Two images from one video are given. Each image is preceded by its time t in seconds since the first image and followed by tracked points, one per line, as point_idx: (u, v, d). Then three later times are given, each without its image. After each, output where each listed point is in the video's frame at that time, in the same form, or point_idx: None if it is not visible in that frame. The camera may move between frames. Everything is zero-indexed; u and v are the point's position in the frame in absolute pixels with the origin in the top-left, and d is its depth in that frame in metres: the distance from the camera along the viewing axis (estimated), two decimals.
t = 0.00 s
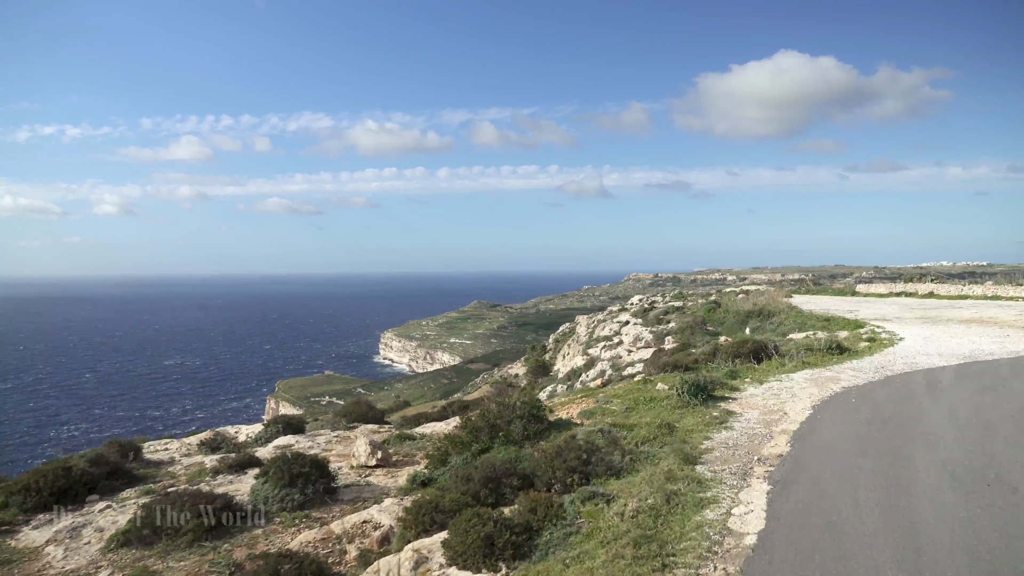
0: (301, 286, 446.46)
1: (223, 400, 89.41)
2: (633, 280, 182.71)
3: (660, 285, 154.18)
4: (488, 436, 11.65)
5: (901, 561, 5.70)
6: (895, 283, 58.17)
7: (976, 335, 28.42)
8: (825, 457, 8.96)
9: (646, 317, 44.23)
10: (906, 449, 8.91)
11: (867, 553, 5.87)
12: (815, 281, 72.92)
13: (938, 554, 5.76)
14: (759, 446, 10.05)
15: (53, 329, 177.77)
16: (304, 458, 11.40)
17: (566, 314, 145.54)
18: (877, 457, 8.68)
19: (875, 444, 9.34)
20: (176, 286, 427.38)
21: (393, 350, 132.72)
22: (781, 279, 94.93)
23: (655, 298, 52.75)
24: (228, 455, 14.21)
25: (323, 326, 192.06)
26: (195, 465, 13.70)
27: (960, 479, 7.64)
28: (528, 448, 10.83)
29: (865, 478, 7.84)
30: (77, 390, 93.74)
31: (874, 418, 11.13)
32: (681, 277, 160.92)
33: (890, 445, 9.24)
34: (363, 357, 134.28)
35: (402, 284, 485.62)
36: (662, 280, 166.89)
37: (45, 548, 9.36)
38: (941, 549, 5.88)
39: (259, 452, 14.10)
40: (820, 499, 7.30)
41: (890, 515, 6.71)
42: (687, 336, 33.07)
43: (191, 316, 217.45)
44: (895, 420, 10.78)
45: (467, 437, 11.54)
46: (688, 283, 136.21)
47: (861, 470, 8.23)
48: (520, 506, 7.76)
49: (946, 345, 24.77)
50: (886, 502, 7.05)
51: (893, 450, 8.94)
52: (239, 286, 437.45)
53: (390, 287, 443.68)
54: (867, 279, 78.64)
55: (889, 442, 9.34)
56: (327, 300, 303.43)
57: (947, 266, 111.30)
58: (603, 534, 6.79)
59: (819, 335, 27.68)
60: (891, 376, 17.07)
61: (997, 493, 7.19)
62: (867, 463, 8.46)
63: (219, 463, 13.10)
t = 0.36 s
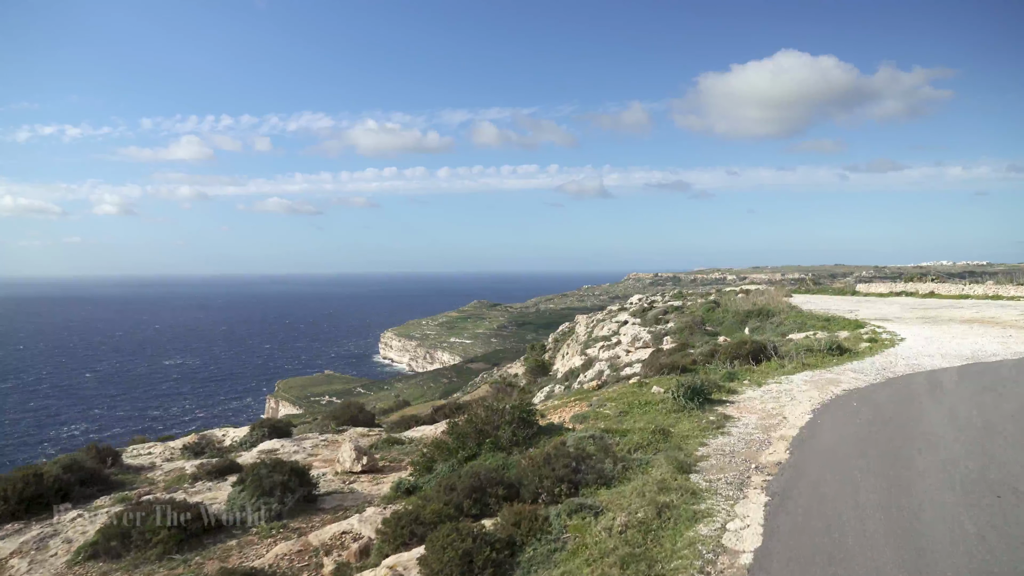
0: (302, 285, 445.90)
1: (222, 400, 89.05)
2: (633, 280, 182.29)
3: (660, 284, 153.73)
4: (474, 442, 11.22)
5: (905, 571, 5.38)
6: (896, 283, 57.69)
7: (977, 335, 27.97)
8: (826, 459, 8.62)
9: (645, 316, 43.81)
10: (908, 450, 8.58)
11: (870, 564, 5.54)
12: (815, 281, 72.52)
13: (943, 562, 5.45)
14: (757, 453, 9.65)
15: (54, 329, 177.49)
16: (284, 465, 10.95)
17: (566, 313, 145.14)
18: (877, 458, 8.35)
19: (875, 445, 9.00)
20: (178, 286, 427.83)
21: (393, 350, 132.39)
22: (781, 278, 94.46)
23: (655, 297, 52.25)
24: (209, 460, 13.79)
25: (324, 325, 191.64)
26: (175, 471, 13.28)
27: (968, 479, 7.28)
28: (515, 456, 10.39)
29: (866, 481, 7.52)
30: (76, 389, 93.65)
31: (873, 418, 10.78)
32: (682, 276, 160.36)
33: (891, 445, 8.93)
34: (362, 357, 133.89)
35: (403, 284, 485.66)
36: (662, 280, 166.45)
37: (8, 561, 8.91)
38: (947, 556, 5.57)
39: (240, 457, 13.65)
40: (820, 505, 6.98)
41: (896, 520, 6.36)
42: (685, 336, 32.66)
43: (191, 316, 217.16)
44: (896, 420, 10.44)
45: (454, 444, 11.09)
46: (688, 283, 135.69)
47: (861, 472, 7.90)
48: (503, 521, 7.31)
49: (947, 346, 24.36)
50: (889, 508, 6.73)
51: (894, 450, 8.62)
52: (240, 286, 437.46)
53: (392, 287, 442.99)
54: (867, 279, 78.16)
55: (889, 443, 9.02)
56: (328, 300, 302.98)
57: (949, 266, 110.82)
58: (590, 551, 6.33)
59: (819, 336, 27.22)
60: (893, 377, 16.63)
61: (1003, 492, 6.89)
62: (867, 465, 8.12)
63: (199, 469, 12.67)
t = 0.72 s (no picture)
0: (302, 285, 444.97)
1: (220, 399, 88.74)
2: (634, 279, 181.95)
3: (661, 284, 153.37)
4: (459, 446, 10.78)
5: None
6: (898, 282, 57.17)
7: (980, 335, 27.53)
8: (831, 478, 8.13)
9: (644, 316, 43.41)
10: (920, 472, 8.08)
11: None
12: (816, 280, 71.99)
13: None
14: (753, 458, 9.21)
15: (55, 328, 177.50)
16: (262, 470, 10.52)
17: (566, 313, 144.76)
18: (890, 481, 7.81)
19: (885, 466, 8.45)
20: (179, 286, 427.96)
21: (393, 350, 132.06)
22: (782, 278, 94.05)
23: (654, 297, 51.80)
24: (189, 464, 13.36)
25: (324, 325, 191.39)
26: (154, 475, 12.87)
27: (988, 510, 6.77)
28: (501, 461, 9.94)
29: (877, 506, 7.01)
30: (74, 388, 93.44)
31: (880, 432, 10.25)
32: (683, 276, 159.94)
33: (901, 465, 8.43)
34: (362, 357, 133.57)
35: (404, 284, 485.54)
36: (663, 279, 166.02)
37: None
38: None
39: (221, 462, 13.22)
40: (825, 528, 6.51)
41: (908, 553, 5.87)
42: (684, 336, 32.25)
43: (193, 315, 217.07)
44: (905, 436, 9.93)
45: (439, 449, 10.66)
46: (689, 283, 135.25)
47: (870, 494, 7.40)
48: (482, 533, 6.87)
49: (950, 346, 23.92)
50: (902, 536, 6.23)
51: (905, 472, 8.12)
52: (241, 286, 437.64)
53: (392, 286, 442.17)
54: (869, 279, 77.64)
55: (899, 463, 8.51)
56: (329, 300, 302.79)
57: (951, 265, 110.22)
58: (573, 569, 5.92)
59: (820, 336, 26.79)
60: (896, 379, 16.14)
61: None
62: (879, 489, 7.59)
63: (177, 473, 12.27)
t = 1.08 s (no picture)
0: (302, 285, 443.99)
1: (219, 399, 88.32)
2: (634, 279, 181.59)
3: (661, 284, 152.84)
4: (445, 453, 10.34)
5: None
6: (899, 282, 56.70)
7: (983, 335, 27.11)
8: (831, 483, 7.71)
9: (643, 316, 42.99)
10: (924, 474, 7.68)
11: None
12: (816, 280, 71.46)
13: None
14: (752, 467, 8.77)
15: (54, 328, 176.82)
16: (240, 478, 10.10)
17: (567, 313, 144.35)
18: (892, 484, 7.41)
19: (888, 468, 8.06)
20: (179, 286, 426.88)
21: (392, 349, 131.72)
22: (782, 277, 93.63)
23: (654, 297, 51.34)
24: (169, 470, 12.92)
25: (324, 325, 190.87)
26: (133, 481, 12.44)
27: (998, 515, 6.38)
28: (488, 469, 9.50)
29: (882, 513, 6.60)
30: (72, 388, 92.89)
31: (881, 433, 9.86)
32: (683, 275, 159.50)
33: (905, 468, 8.03)
34: (361, 356, 133.12)
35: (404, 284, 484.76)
36: (663, 279, 165.61)
37: None
38: None
39: (202, 467, 12.77)
40: (826, 538, 6.10)
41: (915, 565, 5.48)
42: (682, 335, 31.84)
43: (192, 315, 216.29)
44: (907, 437, 9.54)
45: (424, 456, 10.23)
46: (690, 282, 134.82)
47: (874, 499, 7.00)
48: (461, 549, 6.44)
49: (953, 347, 23.50)
50: (909, 547, 5.82)
51: (910, 475, 7.71)
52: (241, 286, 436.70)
53: (393, 286, 441.64)
54: (870, 278, 77.19)
55: (902, 466, 8.11)
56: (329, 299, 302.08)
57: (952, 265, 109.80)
58: None
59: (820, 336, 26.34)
60: (898, 381, 15.71)
61: None
62: (882, 493, 7.19)
63: (154, 479, 11.84)
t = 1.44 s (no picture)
0: (302, 285, 443.95)
1: (218, 398, 87.97)
2: (634, 279, 181.29)
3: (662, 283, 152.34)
4: (430, 459, 9.90)
5: None
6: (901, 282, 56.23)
7: (986, 336, 26.69)
8: (835, 497, 7.26)
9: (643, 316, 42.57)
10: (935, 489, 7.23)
11: None
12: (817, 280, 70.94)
13: None
14: (752, 474, 8.32)
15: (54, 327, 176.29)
16: (217, 485, 9.68)
17: (567, 313, 143.91)
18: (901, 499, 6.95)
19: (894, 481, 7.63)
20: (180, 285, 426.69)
21: (392, 349, 131.36)
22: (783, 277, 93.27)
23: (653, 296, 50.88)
24: (149, 475, 12.50)
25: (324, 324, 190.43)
26: (111, 487, 12.03)
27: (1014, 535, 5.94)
28: (475, 477, 9.06)
29: (889, 531, 6.18)
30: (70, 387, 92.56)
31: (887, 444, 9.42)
32: (684, 275, 159.04)
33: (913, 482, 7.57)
34: (360, 356, 132.68)
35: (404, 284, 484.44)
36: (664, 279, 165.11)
37: None
38: None
39: (184, 473, 12.35)
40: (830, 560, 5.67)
41: None
42: (681, 335, 31.47)
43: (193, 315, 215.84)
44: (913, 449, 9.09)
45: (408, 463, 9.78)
46: (690, 282, 134.36)
47: (880, 516, 6.56)
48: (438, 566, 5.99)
49: (955, 347, 23.10)
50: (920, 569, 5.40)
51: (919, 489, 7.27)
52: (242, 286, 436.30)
53: (393, 285, 441.56)
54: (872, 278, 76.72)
55: (910, 480, 7.65)
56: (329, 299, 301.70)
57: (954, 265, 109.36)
58: None
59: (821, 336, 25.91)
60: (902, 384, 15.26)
61: None
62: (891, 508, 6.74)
63: (132, 485, 11.44)
